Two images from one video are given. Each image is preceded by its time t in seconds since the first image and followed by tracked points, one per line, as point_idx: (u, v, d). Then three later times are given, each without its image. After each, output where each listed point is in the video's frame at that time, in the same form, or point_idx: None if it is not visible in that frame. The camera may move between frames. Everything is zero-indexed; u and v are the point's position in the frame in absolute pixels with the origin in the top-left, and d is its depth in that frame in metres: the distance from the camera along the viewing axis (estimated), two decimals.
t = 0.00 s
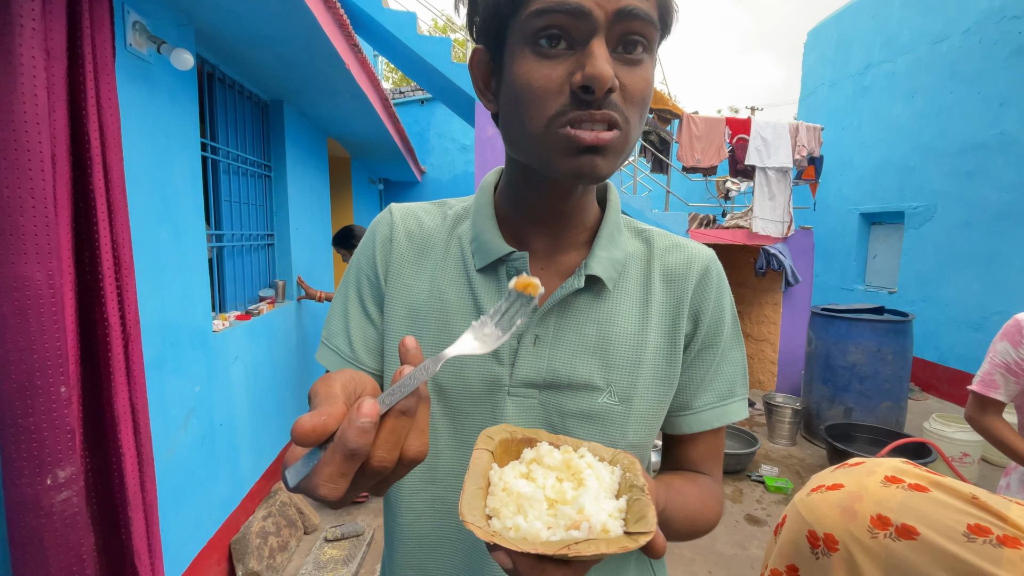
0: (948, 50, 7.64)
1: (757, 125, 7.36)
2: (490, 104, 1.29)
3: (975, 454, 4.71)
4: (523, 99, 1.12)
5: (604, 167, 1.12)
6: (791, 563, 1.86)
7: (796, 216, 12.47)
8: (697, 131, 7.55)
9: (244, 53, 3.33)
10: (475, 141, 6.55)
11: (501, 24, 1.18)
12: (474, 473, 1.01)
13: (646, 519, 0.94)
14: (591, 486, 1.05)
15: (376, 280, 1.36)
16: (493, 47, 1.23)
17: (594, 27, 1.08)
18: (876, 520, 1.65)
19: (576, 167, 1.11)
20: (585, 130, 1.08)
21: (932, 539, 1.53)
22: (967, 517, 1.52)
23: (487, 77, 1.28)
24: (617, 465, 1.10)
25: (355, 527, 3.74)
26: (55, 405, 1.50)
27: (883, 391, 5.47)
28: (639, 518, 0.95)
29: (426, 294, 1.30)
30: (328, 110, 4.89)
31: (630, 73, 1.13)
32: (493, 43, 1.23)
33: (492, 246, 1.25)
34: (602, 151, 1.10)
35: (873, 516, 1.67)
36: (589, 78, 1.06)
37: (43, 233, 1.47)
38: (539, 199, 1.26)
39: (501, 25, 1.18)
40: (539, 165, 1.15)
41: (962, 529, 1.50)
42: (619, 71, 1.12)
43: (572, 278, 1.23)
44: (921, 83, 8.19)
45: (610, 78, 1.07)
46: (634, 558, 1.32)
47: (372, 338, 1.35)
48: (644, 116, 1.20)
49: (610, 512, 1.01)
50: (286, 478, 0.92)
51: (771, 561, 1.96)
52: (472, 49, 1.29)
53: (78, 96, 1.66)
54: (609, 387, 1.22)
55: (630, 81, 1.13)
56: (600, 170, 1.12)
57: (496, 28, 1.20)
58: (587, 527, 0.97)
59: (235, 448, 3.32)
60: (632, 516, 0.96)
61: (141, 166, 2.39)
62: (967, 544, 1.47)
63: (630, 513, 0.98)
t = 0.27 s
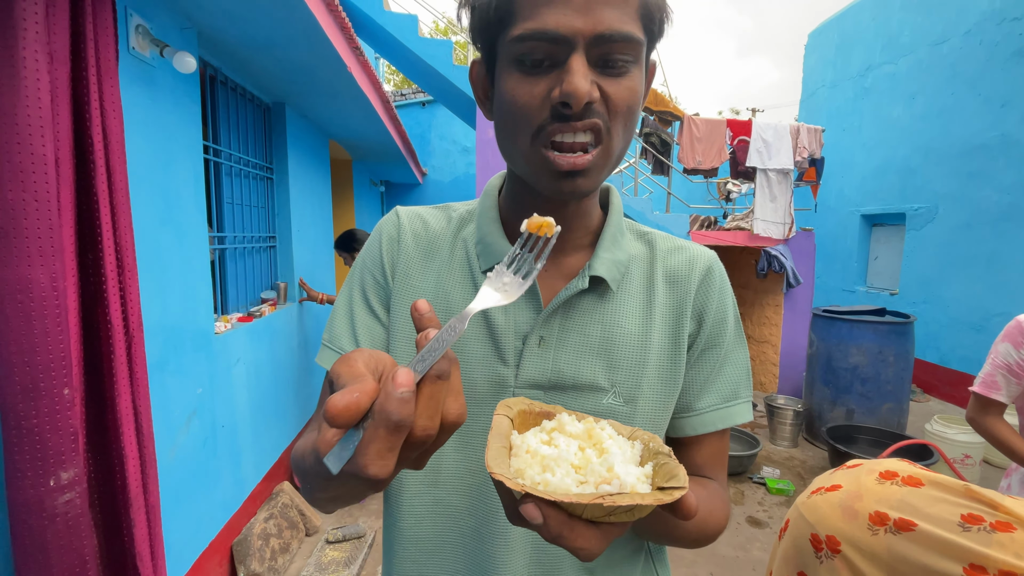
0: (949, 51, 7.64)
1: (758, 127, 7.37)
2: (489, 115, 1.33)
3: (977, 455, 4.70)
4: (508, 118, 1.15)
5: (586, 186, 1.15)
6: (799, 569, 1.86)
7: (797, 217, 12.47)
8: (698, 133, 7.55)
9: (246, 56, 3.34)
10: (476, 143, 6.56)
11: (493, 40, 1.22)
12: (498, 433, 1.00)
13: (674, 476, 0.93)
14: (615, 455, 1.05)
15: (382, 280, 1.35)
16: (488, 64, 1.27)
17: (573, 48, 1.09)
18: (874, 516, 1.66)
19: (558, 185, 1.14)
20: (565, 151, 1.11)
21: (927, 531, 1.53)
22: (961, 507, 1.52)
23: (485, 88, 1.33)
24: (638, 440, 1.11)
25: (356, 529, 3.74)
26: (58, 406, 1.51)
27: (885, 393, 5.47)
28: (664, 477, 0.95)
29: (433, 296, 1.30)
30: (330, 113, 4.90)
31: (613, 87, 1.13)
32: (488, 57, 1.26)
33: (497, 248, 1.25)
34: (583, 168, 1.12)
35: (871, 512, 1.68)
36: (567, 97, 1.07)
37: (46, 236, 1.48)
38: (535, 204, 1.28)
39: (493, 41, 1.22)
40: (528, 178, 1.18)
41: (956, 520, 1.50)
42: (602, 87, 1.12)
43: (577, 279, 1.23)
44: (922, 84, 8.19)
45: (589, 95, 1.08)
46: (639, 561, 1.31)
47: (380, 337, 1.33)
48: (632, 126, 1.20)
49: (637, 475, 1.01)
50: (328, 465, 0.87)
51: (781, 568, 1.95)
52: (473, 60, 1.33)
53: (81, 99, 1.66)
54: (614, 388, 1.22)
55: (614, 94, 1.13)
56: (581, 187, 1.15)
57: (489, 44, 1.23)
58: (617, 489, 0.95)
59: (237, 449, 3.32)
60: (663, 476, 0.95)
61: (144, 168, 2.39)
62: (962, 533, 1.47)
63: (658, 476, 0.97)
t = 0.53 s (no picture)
0: (948, 52, 7.65)
1: (757, 128, 7.38)
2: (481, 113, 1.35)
3: (978, 456, 4.71)
4: (492, 118, 1.18)
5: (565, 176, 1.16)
6: None
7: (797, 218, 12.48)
8: (698, 134, 7.55)
9: (247, 58, 3.35)
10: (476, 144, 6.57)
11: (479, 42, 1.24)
12: (493, 417, 1.04)
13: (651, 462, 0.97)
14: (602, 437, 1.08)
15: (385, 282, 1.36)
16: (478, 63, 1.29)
17: (549, 47, 1.11)
18: (850, 523, 1.67)
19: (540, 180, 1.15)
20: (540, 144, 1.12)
21: (900, 530, 1.56)
22: (929, 504, 1.56)
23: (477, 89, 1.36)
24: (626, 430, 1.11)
25: (357, 530, 3.74)
26: (61, 407, 1.51)
27: (885, 394, 5.47)
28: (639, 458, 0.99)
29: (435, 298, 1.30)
30: (330, 114, 4.91)
31: (592, 84, 1.13)
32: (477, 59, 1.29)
33: (501, 250, 1.27)
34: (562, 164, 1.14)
35: (847, 521, 1.69)
36: (540, 95, 1.09)
37: (49, 238, 1.48)
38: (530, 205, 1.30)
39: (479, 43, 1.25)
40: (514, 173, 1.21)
41: (925, 516, 1.54)
42: (580, 82, 1.12)
43: (579, 281, 1.24)
44: (922, 85, 8.20)
45: (562, 93, 1.08)
46: (638, 560, 1.32)
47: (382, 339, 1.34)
48: (621, 128, 1.18)
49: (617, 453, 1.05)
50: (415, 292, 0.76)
51: None
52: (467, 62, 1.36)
53: (83, 100, 1.67)
54: (617, 389, 1.23)
55: (592, 92, 1.12)
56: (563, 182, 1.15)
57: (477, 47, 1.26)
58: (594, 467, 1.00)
59: (237, 451, 3.33)
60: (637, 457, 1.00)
61: (145, 169, 2.40)
62: (933, 528, 1.50)
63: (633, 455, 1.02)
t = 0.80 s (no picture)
0: (955, 60, 7.63)
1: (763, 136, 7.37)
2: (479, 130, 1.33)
3: (990, 468, 4.63)
4: (497, 151, 1.18)
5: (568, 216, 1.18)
6: None
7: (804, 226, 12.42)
8: (703, 142, 7.55)
9: (256, 67, 3.39)
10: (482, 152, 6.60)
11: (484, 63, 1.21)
12: (459, 473, 1.05)
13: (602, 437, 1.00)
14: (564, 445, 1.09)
15: (383, 294, 1.36)
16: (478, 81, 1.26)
17: (558, 90, 1.10)
18: (866, 537, 1.67)
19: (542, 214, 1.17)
20: (546, 185, 1.13)
21: (920, 548, 1.55)
22: (951, 523, 1.56)
23: (476, 104, 1.32)
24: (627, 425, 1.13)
25: (360, 539, 3.71)
26: (68, 413, 1.52)
27: (895, 404, 5.40)
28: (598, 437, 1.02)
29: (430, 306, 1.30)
30: (337, 123, 4.95)
31: (597, 126, 1.14)
32: (478, 77, 1.25)
33: (492, 257, 1.26)
34: (566, 205, 1.15)
35: (862, 534, 1.68)
36: (550, 142, 1.09)
37: (59, 244, 1.49)
38: (523, 218, 1.29)
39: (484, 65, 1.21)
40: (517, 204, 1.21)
41: (948, 535, 1.54)
42: (586, 128, 1.13)
43: (571, 285, 1.23)
44: (928, 94, 8.18)
45: (570, 142, 1.10)
46: (634, 560, 1.30)
47: (384, 349, 1.36)
48: (616, 162, 1.21)
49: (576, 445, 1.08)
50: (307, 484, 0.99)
51: None
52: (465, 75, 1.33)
53: (95, 108, 1.69)
54: (611, 391, 1.21)
55: (597, 136, 1.14)
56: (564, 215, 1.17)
57: (481, 66, 1.22)
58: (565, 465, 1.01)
59: (242, 457, 3.32)
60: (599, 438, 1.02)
61: (155, 176, 2.42)
62: (956, 548, 1.50)
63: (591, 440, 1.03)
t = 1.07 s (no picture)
0: (957, 63, 7.63)
1: (766, 140, 7.37)
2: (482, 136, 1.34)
3: (995, 473, 4.60)
4: (494, 153, 1.18)
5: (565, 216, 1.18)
6: None
7: (807, 230, 12.40)
8: (706, 146, 7.59)
9: (260, 72, 3.41)
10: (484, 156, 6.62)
11: (483, 67, 1.22)
12: (468, 440, 1.06)
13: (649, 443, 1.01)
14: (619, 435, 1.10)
15: (389, 295, 1.37)
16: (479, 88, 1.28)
17: (552, 91, 1.11)
18: (868, 540, 1.66)
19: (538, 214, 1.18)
20: (541, 185, 1.14)
21: (922, 552, 1.54)
22: (955, 528, 1.55)
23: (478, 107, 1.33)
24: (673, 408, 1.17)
25: (362, 543, 3.71)
26: (72, 416, 1.52)
27: (898, 408, 5.38)
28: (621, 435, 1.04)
29: (435, 309, 1.31)
30: (340, 127, 4.97)
31: (592, 127, 1.14)
32: (478, 81, 1.26)
33: (497, 260, 1.26)
34: (561, 205, 1.16)
35: (865, 537, 1.68)
36: (543, 143, 1.10)
37: (64, 249, 1.50)
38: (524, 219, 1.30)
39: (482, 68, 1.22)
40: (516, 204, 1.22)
41: (950, 539, 1.53)
42: (581, 128, 1.14)
43: (574, 290, 1.24)
44: (931, 97, 8.17)
45: (563, 142, 1.10)
46: (638, 563, 1.30)
47: (387, 352, 1.36)
48: (613, 162, 1.21)
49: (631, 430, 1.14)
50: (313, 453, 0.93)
51: None
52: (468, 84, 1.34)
53: (100, 114, 1.71)
54: (613, 396, 1.21)
55: (592, 136, 1.14)
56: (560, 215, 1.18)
57: (480, 69, 1.23)
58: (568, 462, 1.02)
59: (244, 461, 3.32)
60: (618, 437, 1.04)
61: (159, 180, 2.44)
62: (958, 552, 1.50)
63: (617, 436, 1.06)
